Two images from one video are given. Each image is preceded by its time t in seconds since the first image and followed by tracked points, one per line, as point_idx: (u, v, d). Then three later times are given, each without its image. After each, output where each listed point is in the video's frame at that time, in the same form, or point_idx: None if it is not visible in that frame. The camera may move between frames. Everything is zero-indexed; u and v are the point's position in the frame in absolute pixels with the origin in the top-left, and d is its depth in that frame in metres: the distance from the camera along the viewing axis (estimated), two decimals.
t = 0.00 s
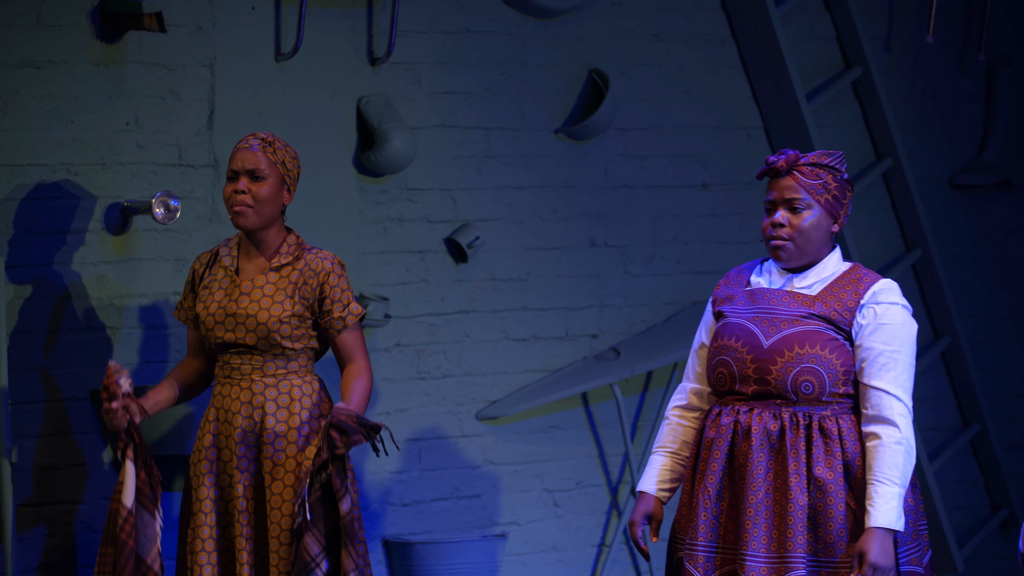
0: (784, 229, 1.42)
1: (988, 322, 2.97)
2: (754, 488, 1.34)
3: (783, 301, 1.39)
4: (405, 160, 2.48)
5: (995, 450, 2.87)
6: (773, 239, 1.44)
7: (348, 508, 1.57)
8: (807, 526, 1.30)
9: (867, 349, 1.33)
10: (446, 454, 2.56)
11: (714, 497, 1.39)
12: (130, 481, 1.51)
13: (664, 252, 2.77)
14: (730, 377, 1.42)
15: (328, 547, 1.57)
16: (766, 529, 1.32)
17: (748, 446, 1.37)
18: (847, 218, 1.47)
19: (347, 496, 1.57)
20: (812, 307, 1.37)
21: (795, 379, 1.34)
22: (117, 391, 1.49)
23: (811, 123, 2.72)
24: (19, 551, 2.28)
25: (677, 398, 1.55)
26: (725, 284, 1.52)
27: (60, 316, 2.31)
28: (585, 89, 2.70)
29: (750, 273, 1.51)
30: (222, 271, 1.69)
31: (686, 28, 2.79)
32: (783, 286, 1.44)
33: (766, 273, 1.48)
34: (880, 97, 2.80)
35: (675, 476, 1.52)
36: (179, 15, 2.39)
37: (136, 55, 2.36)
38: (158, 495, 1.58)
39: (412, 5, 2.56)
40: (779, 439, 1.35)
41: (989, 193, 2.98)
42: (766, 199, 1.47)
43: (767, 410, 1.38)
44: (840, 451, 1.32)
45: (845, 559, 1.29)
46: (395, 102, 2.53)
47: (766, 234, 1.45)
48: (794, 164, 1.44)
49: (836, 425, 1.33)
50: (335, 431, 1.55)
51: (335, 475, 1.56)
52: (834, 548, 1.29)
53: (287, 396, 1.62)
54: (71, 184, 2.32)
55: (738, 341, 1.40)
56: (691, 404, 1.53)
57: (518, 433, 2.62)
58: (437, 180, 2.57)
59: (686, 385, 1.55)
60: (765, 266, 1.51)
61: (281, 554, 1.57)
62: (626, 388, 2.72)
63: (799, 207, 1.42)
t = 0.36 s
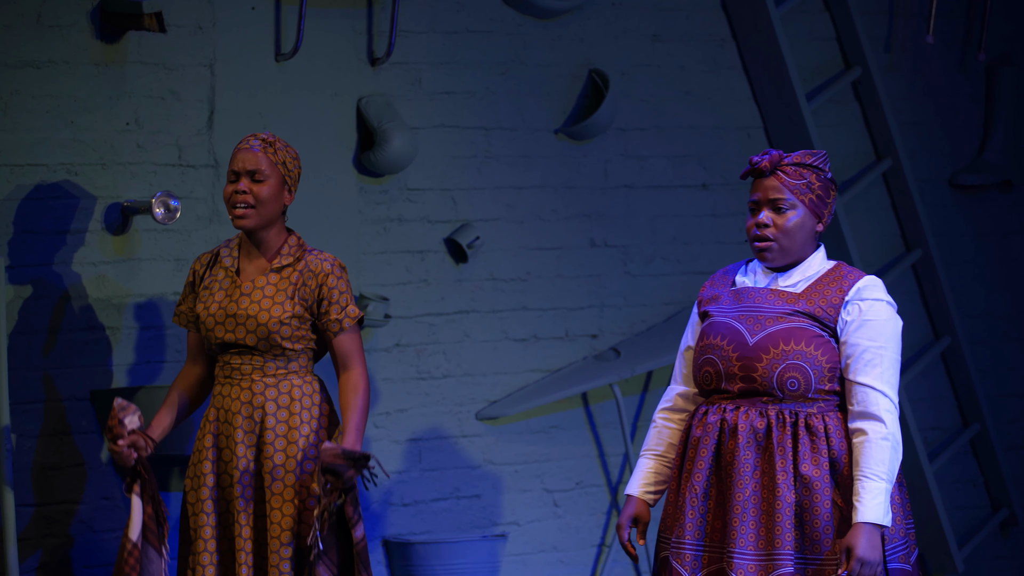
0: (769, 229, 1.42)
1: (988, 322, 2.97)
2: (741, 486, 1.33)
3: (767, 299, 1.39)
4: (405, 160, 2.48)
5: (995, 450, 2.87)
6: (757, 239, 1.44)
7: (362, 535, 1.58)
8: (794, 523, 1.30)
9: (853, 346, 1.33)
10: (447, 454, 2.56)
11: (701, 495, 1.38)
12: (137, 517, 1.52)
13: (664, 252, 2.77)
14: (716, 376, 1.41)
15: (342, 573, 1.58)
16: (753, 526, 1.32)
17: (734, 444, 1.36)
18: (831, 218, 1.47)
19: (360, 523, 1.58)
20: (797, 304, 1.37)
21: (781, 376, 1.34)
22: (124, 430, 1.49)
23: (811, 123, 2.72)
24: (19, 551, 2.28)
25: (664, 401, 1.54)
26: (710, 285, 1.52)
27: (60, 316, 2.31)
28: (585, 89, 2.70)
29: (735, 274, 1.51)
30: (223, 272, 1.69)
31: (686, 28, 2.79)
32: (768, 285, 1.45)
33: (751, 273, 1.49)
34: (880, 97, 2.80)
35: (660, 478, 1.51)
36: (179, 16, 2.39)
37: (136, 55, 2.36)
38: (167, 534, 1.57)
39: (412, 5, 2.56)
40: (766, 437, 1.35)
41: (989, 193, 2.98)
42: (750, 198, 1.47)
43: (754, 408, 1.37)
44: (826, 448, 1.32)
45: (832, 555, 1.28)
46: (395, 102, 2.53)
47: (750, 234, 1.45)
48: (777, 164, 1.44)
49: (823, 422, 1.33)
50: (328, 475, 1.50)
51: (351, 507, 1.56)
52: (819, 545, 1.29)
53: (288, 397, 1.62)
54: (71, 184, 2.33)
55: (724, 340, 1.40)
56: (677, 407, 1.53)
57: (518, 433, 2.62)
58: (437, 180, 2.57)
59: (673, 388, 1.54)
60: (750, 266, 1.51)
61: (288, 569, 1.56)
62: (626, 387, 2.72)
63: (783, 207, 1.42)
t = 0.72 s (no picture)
0: (757, 229, 1.42)
1: (988, 322, 2.97)
2: (729, 484, 1.33)
3: (754, 299, 1.39)
4: (405, 160, 2.48)
5: (995, 450, 2.88)
6: (745, 239, 1.44)
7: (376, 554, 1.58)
8: (783, 521, 1.29)
9: (840, 345, 1.33)
10: (447, 454, 2.56)
11: (690, 493, 1.37)
12: (151, 545, 1.58)
13: (664, 252, 2.77)
14: (703, 376, 1.41)
15: None
16: (741, 525, 1.31)
17: (722, 442, 1.36)
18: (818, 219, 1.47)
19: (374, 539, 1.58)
20: (784, 304, 1.37)
21: (769, 375, 1.34)
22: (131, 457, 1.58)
23: (811, 123, 2.72)
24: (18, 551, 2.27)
25: (651, 402, 1.54)
26: (697, 286, 1.52)
27: (60, 316, 2.31)
28: (585, 89, 2.70)
29: (722, 274, 1.52)
30: (224, 274, 1.69)
31: (685, 28, 2.79)
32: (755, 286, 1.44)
33: (738, 273, 1.48)
34: (880, 97, 2.80)
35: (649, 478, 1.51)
36: (179, 15, 2.39)
37: (136, 55, 2.36)
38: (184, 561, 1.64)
39: (412, 5, 2.57)
40: (754, 435, 1.34)
41: (989, 193, 2.98)
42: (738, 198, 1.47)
43: (742, 406, 1.37)
44: (815, 446, 1.31)
45: (822, 554, 1.28)
46: (396, 102, 2.53)
47: (738, 234, 1.45)
48: (766, 164, 1.44)
49: (811, 421, 1.33)
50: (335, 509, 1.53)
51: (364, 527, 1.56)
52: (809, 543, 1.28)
53: (288, 398, 1.62)
54: (71, 184, 2.33)
55: (711, 340, 1.40)
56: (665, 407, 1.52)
57: (518, 433, 2.62)
58: (437, 180, 2.57)
59: (660, 390, 1.54)
60: (737, 267, 1.51)
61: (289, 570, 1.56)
62: (626, 388, 2.72)
63: (771, 207, 1.42)
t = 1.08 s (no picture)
0: (747, 231, 1.42)
1: (988, 322, 2.97)
2: (721, 476, 1.32)
3: (746, 293, 1.39)
4: (405, 160, 2.48)
5: (995, 450, 2.88)
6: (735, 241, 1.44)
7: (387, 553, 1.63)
8: (774, 514, 1.29)
9: (832, 339, 1.33)
10: (447, 453, 2.56)
11: (682, 487, 1.36)
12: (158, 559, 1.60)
13: (664, 252, 2.77)
14: (696, 370, 1.41)
15: None
16: (734, 518, 1.31)
17: (714, 435, 1.35)
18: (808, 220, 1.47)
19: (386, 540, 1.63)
20: (775, 297, 1.37)
21: (761, 367, 1.34)
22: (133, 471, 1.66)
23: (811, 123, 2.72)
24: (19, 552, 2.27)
25: (643, 402, 1.54)
26: (689, 284, 1.52)
27: (59, 316, 2.31)
28: (585, 89, 2.70)
29: (714, 272, 1.51)
30: (228, 275, 1.69)
31: (685, 28, 2.79)
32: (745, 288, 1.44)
33: (729, 272, 1.48)
34: (881, 97, 2.80)
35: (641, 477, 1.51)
36: (179, 15, 2.39)
37: (136, 55, 2.37)
38: None
39: (412, 6, 2.57)
40: (746, 427, 1.34)
41: (989, 193, 2.98)
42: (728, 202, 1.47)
43: (734, 400, 1.37)
44: (807, 440, 1.31)
45: (814, 548, 1.28)
46: (396, 102, 2.53)
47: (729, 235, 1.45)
48: (755, 166, 1.44)
49: (803, 415, 1.33)
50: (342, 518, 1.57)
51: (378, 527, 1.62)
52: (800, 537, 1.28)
53: (292, 399, 1.62)
54: (71, 184, 2.33)
55: (703, 334, 1.40)
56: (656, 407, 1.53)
57: (518, 433, 2.62)
58: (437, 180, 2.57)
59: (652, 390, 1.54)
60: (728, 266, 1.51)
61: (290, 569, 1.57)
62: (626, 387, 2.73)
63: (762, 208, 1.42)
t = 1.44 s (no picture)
0: (744, 227, 1.43)
1: (988, 322, 2.97)
2: (718, 480, 1.32)
3: (742, 295, 1.39)
4: (405, 160, 2.48)
5: (995, 450, 2.88)
6: (732, 238, 1.44)
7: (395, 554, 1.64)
8: (772, 517, 1.29)
9: (829, 340, 1.33)
10: (447, 454, 2.56)
11: (678, 491, 1.36)
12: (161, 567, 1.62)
13: (664, 252, 2.77)
14: (692, 372, 1.41)
15: None
16: (731, 521, 1.31)
17: (711, 439, 1.35)
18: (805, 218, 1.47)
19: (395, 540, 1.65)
20: (771, 299, 1.37)
21: (757, 370, 1.34)
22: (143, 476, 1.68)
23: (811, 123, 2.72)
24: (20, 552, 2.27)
25: (639, 404, 1.54)
26: (686, 285, 1.52)
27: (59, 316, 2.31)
28: (585, 89, 2.70)
29: (710, 273, 1.52)
30: (239, 275, 1.69)
31: (685, 28, 2.79)
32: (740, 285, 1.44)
33: (726, 272, 1.49)
34: (881, 97, 2.80)
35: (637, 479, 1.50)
36: (179, 15, 2.39)
37: (136, 55, 2.36)
38: None
39: (412, 5, 2.57)
40: (743, 431, 1.34)
41: (989, 193, 2.98)
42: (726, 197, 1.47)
43: (730, 403, 1.37)
44: (804, 443, 1.31)
45: (811, 550, 1.27)
46: (396, 102, 2.53)
47: (725, 232, 1.45)
48: (754, 163, 1.44)
49: (800, 418, 1.33)
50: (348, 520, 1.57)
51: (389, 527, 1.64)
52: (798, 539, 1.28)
53: (303, 400, 1.62)
54: (70, 184, 2.32)
55: (699, 336, 1.40)
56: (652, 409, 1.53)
57: (518, 433, 2.62)
58: (437, 180, 2.57)
59: (649, 391, 1.54)
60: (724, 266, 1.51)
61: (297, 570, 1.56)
62: (626, 387, 2.73)
63: (759, 206, 1.42)
